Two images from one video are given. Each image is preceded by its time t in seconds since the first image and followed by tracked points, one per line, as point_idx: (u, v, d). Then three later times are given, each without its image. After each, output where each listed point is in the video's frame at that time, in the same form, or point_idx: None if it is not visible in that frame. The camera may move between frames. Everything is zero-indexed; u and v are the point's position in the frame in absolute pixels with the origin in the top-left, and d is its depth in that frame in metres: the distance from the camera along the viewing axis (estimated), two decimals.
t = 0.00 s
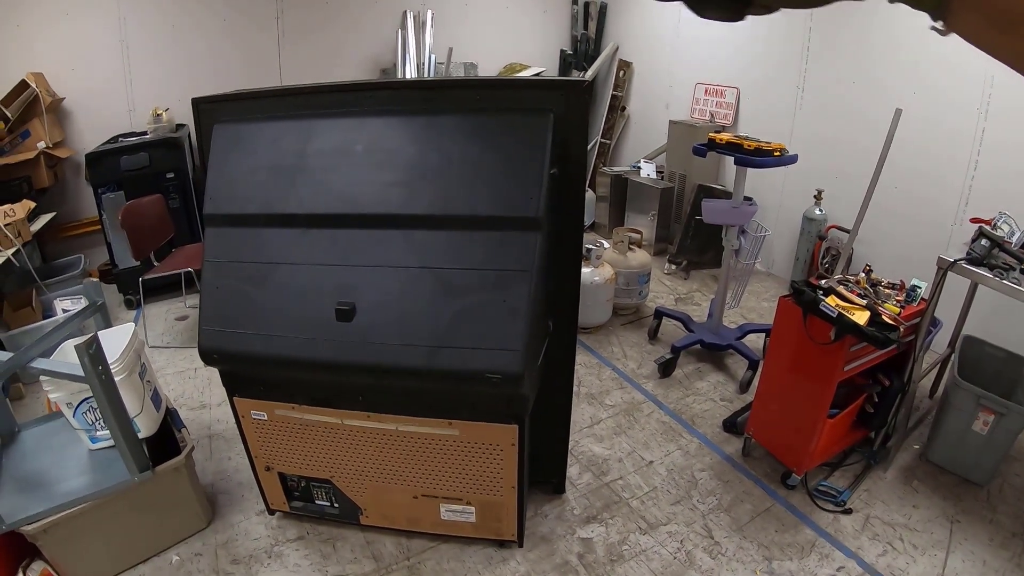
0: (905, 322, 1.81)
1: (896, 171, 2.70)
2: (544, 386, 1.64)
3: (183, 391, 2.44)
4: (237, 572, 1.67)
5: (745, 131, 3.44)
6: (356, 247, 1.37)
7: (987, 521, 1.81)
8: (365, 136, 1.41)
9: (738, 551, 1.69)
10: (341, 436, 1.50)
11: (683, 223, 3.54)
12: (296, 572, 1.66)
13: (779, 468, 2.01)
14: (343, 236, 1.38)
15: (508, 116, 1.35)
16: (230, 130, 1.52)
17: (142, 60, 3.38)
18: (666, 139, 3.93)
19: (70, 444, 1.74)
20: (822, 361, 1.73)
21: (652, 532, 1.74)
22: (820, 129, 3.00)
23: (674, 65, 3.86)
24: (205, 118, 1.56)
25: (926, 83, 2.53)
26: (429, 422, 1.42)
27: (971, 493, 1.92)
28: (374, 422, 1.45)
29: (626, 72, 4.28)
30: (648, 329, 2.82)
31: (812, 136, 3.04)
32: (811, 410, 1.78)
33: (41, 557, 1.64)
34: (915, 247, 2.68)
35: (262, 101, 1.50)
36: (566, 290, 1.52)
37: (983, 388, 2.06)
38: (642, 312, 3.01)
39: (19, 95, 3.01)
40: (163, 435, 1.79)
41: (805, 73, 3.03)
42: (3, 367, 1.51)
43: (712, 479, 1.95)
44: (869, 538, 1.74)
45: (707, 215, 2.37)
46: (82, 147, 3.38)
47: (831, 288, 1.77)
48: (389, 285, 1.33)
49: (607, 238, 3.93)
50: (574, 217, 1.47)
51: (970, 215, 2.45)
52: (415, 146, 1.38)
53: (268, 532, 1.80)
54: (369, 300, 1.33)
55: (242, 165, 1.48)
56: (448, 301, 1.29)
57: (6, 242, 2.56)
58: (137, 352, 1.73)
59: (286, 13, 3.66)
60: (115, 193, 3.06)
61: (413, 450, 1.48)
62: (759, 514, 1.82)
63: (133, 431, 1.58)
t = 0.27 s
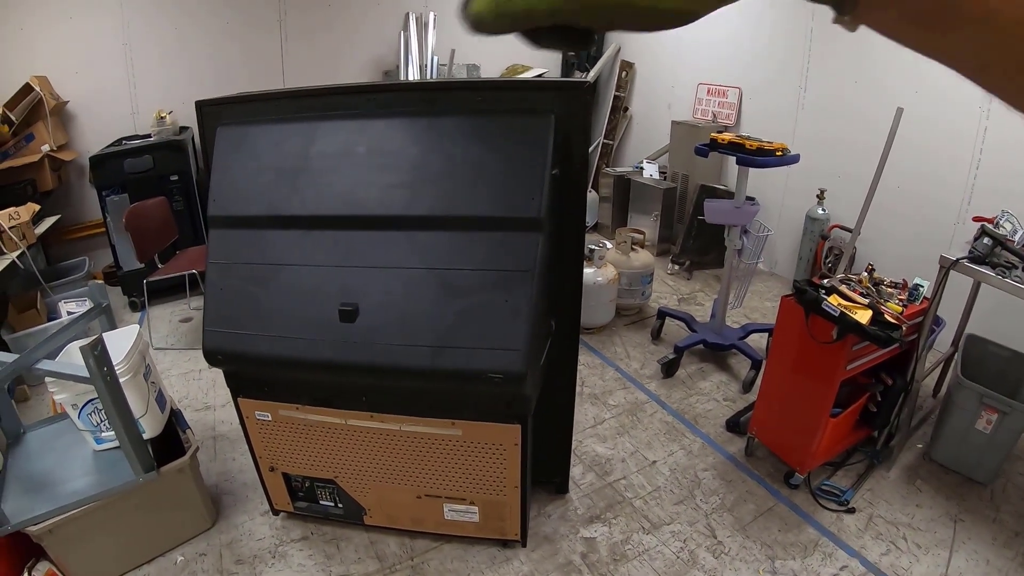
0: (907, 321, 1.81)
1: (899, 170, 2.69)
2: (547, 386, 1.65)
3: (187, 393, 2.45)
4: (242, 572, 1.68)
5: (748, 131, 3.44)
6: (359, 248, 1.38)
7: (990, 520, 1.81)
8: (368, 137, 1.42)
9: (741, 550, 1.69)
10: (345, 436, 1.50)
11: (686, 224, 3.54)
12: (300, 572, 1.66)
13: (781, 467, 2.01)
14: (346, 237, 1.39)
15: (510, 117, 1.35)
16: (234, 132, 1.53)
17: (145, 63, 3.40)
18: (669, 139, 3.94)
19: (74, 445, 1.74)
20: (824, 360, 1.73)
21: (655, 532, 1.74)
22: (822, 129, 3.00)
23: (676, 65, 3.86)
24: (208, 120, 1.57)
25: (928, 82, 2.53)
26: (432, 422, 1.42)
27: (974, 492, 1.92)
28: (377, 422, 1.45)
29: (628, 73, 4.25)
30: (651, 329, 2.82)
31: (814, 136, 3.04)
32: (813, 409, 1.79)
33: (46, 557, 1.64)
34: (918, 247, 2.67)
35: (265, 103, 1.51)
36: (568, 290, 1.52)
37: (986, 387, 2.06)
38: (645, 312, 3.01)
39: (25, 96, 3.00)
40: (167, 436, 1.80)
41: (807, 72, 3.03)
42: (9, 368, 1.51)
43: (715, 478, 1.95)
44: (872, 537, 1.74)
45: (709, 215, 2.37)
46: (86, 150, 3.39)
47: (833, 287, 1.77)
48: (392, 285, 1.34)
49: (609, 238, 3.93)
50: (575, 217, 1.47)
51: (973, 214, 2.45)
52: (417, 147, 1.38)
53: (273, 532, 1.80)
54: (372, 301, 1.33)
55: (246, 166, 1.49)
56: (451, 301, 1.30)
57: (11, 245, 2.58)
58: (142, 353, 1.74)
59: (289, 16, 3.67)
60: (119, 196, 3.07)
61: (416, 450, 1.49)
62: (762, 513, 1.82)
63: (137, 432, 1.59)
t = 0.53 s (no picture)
0: (911, 321, 1.81)
1: (903, 170, 2.69)
2: (552, 384, 1.65)
3: (192, 390, 2.45)
4: (247, 568, 1.68)
5: (752, 131, 3.45)
6: (365, 245, 1.38)
7: (994, 520, 1.81)
8: (375, 135, 1.42)
9: (745, 549, 1.69)
10: (350, 433, 1.51)
11: (689, 224, 3.54)
12: (304, 569, 1.67)
13: (785, 467, 2.01)
14: (352, 235, 1.39)
15: (516, 115, 1.35)
16: (240, 129, 1.53)
17: (149, 61, 3.40)
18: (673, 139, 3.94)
19: (79, 441, 1.75)
20: (829, 360, 1.73)
21: (659, 531, 1.74)
22: (826, 129, 3.00)
23: (680, 65, 3.86)
24: (215, 117, 1.57)
25: (933, 83, 2.53)
26: (437, 419, 1.42)
27: (978, 493, 1.92)
28: (383, 419, 1.46)
29: (633, 72, 4.29)
30: (655, 329, 2.82)
31: (819, 136, 3.05)
32: (818, 409, 1.79)
33: (51, 553, 1.65)
34: (922, 247, 2.67)
35: (272, 101, 1.51)
36: (574, 287, 1.52)
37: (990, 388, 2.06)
38: (649, 312, 3.01)
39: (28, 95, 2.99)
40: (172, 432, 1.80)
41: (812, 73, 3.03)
42: (15, 363, 1.52)
43: (719, 478, 1.95)
44: (876, 537, 1.74)
45: (714, 214, 2.37)
46: (90, 147, 3.40)
47: (838, 286, 1.77)
48: (399, 282, 1.34)
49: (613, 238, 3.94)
50: (582, 215, 1.47)
51: (977, 215, 2.45)
52: (423, 144, 1.39)
53: (277, 529, 1.81)
54: (378, 298, 1.34)
55: (252, 163, 1.49)
56: (457, 299, 1.30)
57: (15, 242, 2.58)
58: (147, 349, 1.74)
59: (294, 15, 3.67)
60: (124, 193, 3.07)
61: (421, 447, 1.49)
62: (766, 512, 1.82)
63: (142, 428, 1.59)
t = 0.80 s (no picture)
0: (911, 325, 1.81)
1: (903, 174, 2.70)
2: (552, 387, 1.65)
3: (191, 391, 2.45)
4: (245, 570, 1.68)
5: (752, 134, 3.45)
6: (365, 247, 1.38)
7: (993, 524, 1.81)
8: (376, 136, 1.42)
9: (745, 552, 1.69)
10: (349, 435, 1.50)
11: (689, 226, 3.54)
12: (303, 571, 1.66)
13: (785, 470, 2.01)
14: (353, 236, 1.39)
15: (517, 117, 1.35)
16: (241, 129, 1.53)
17: (150, 61, 3.40)
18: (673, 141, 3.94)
19: (77, 442, 1.74)
20: (829, 363, 1.73)
21: (659, 534, 1.74)
22: (826, 132, 3.01)
23: (680, 68, 3.87)
24: (216, 118, 1.57)
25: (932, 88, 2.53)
26: (437, 422, 1.42)
27: (978, 496, 1.91)
28: (382, 421, 1.45)
29: (633, 75, 4.30)
30: (655, 332, 2.82)
31: (819, 139, 3.05)
32: (818, 413, 1.78)
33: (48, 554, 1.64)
34: (922, 251, 2.67)
35: (273, 102, 1.51)
36: (575, 289, 1.52)
37: (989, 392, 2.06)
38: (649, 314, 3.01)
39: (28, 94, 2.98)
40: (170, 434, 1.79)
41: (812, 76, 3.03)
42: (14, 364, 1.51)
43: (719, 481, 1.95)
44: (875, 541, 1.74)
45: (714, 217, 2.38)
46: (90, 148, 3.39)
47: (838, 290, 1.77)
48: (399, 284, 1.34)
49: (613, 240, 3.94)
50: (582, 217, 1.47)
51: (977, 219, 2.45)
52: (425, 146, 1.38)
53: (275, 531, 1.80)
54: (378, 300, 1.33)
55: (253, 164, 1.49)
56: (457, 301, 1.30)
57: (15, 242, 2.58)
58: (146, 350, 1.73)
59: (294, 16, 3.67)
60: (123, 193, 3.06)
61: (420, 450, 1.48)
62: (766, 516, 1.82)
63: (141, 429, 1.59)
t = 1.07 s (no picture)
0: (907, 324, 1.80)
1: (899, 173, 2.69)
2: (546, 387, 1.63)
3: (182, 391, 2.43)
4: (236, 572, 1.66)
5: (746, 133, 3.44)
6: (358, 245, 1.36)
7: (990, 525, 1.80)
8: (369, 133, 1.40)
9: (741, 554, 1.68)
10: (341, 436, 1.49)
11: (685, 225, 3.53)
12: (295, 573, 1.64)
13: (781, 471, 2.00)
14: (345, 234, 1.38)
15: (512, 114, 1.34)
16: (233, 126, 1.51)
17: (143, 59, 3.38)
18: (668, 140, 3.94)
19: (66, 443, 1.72)
20: (825, 363, 1.72)
21: (654, 535, 1.73)
22: (821, 132, 3.00)
23: (676, 67, 3.86)
24: (206, 114, 1.55)
25: (928, 87, 2.53)
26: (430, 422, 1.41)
27: (973, 497, 1.91)
28: (375, 422, 1.44)
29: (628, 74, 4.26)
30: (649, 331, 2.81)
31: (814, 139, 3.04)
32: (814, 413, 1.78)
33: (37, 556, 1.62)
34: (917, 250, 2.67)
35: (265, 98, 1.50)
36: (569, 289, 1.51)
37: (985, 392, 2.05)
38: (644, 314, 3.00)
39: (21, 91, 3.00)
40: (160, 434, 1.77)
41: (807, 75, 3.02)
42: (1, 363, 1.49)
43: (714, 481, 1.94)
44: (872, 541, 1.73)
45: (709, 216, 2.37)
46: (82, 145, 3.36)
47: (835, 289, 1.76)
48: (392, 282, 1.32)
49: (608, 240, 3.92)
50: (578, 216, 1.46)
51: (973, 219, 2.44)
52: (418, 143, 1.37)
53: (267, 532, 1.78)
54: (371, 299, 1.32)
55: (244, 161, 1.47)
56: (451, 300, 1.28)
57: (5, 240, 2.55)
58: (136, 350, 1.72)
59: (289, 14, 3.65)
60: (116, 191, 3.04)
61: (413, 450, 1.47)
62: (762, 517, 1.81)
63: (131, 429, 1.57)
